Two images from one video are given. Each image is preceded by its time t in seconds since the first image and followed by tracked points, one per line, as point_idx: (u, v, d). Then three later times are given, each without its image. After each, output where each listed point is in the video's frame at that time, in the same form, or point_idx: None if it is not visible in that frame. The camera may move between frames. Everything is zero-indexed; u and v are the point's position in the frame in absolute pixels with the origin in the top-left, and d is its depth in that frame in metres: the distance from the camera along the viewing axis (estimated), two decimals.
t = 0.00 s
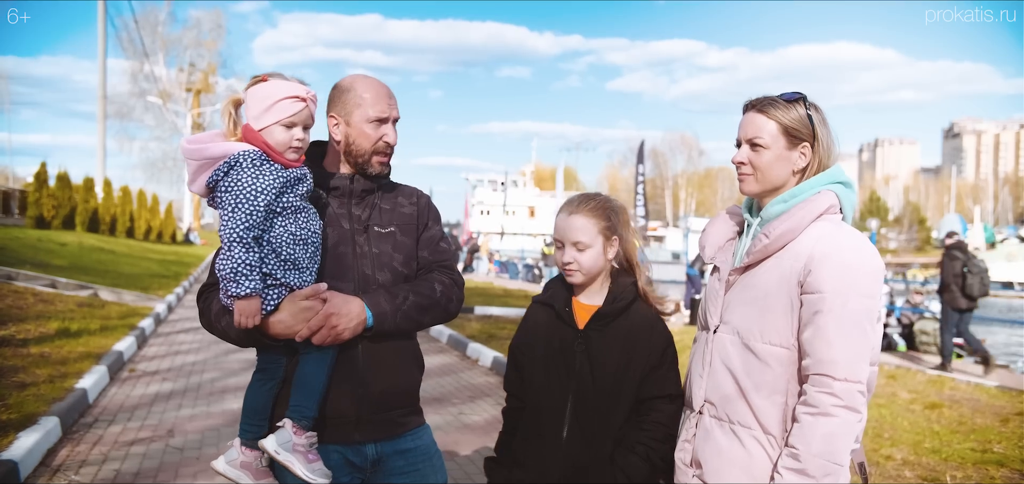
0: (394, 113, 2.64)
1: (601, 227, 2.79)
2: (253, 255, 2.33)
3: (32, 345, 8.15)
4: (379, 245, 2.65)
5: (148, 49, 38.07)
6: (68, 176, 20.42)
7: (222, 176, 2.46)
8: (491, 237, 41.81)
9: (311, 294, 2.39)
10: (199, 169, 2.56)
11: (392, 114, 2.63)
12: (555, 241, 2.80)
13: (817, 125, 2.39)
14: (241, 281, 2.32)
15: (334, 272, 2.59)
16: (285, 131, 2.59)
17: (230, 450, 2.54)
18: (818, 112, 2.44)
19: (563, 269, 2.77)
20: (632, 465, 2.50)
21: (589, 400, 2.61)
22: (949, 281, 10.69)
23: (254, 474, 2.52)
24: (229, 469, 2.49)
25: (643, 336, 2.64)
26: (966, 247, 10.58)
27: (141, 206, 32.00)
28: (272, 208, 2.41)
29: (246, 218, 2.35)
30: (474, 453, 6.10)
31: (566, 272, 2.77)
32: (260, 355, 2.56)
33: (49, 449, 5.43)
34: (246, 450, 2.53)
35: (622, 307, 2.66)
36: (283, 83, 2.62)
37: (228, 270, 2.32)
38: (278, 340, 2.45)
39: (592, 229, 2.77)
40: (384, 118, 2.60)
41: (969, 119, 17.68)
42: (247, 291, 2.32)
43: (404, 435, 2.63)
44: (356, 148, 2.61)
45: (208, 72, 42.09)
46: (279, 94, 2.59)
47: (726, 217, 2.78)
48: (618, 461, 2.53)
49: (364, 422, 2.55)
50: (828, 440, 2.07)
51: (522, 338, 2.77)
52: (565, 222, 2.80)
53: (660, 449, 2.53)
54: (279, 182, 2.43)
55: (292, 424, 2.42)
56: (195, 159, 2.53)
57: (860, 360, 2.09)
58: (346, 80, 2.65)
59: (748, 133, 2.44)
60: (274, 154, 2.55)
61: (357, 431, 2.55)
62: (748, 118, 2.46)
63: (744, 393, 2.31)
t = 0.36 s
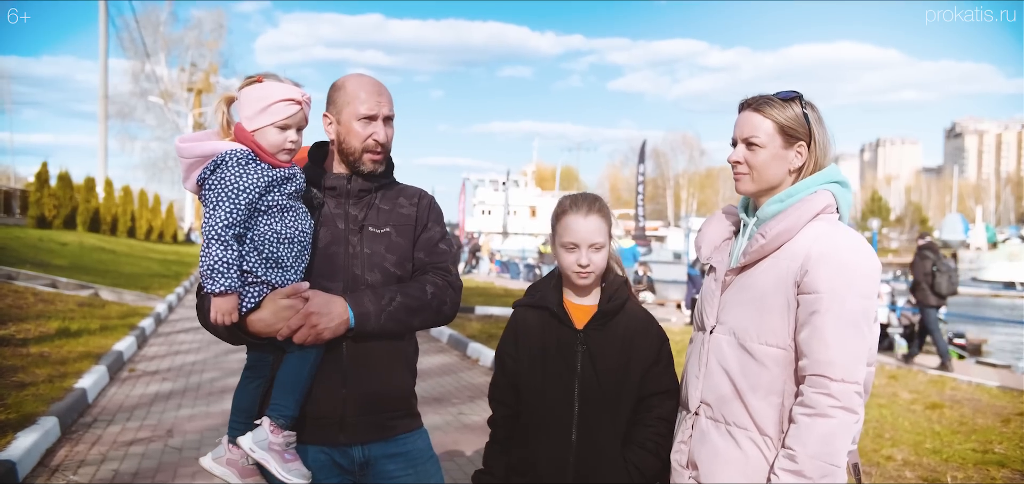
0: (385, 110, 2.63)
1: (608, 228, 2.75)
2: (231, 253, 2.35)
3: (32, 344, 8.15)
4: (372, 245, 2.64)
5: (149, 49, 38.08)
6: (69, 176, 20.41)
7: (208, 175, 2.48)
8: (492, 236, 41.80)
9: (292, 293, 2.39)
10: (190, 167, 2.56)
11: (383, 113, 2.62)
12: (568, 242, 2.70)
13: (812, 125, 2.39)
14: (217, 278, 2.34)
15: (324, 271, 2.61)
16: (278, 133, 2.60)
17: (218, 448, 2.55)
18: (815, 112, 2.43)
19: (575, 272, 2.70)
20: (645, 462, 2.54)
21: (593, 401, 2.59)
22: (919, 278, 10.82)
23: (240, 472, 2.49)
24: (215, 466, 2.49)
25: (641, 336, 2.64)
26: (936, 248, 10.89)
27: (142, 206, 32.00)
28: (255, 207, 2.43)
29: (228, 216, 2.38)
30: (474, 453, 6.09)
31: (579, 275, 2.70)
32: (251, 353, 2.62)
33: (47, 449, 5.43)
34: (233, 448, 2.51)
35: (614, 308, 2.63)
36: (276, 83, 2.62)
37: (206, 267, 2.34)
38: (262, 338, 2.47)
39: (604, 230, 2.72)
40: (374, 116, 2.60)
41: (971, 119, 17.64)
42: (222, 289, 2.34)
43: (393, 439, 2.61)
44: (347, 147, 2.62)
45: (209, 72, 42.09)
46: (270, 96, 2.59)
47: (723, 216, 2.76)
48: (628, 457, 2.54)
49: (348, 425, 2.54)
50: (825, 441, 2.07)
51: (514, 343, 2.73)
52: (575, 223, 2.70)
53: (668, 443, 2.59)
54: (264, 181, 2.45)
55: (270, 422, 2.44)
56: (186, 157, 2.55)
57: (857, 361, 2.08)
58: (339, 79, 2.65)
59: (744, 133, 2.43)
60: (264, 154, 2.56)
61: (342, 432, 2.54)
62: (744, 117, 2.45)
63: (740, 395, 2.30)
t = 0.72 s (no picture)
0: (377, 112, 2.63)
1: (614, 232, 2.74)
2: (225, 249, 2.35)
3: (31, 345, 8.15)
4: (368, 245, 2.64)
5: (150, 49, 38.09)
6: (69, 177, 20.41)
7: (204, 173, 2.49)
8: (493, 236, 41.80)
9: (286, 290, 2.39)
10: (187, 165, 2.57)
11: (374, 114, 2.62)
12: (574, 246, 2.69)
13: (792, 123, 2.37)
14: (210, 273, 2.32)
15: (320, 271, 2.61)
16: (275, 131, 2.61)
17: (212, 448, 2.55)
18: (796, 106, 2.41)
19: (579, 275, 2.69)
20: (639, 460, 2.58)
21: (591, 402, 2.59)
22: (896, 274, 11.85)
23: (234, 473, 2.48)
24: (209, 466, 2.49)
25: (636, 339, 2.65)
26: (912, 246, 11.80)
27: (143, 207, 32.00)
28: (250, 204, 2.44)
29: (222, 213, 2.38)
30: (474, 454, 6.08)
31: (582, 278, 2.69)
32: (246, 353, 2.64)
33: (46, 449, 5.43)
34: (228, 449, 2.51)
35: (610, 309, 2.63)
36: (275, 83, 2.64)
37: (199, 263, 2.33)
38: (256, 337, 2.46)
39: (610, 235, 2.71)
40: (365, 118, 2.60)
41: (973, 120, 17.62)
42: (215, 285, 2.33)
43: (388, 441, 2.60)
44: (339, 148, 2.63)
45: (210, 72, 42.09)
46: (267, 96, 2.60)
47: (720, 217, 2.76)
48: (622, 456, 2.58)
49: (342, 426, 2.54)
50: (818, 442, 2.07)
51: (508, 342, 2.70)
52: (582, 225, 2.68)
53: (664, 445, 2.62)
54: (259, 179, 2.46)
55: (262, 421, 2.46)
56: (183, 155, 2.56)
57: (851, 362, 2.08)
58: (336, 82, 2.66)
59: (725, 140, 2.45)
60: (260, 153, 2.57)
61: (336, 433, 2.54)
62: (724, 125, 2.47)
63: (734, 395, 2.30)
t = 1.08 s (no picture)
0: (371, 110, 2.64)
1: (610, 234, 2.71)
2: (228, 249, 2.35)
3: (32, 345, 8.16)
4: (367, 244, 2.63)
5: (151, 49, 38.13)
6: (71, 177, 20.44)
7: (203, 172, 2.49)
8: (494, 236, 41.79)
9: (289, 290, 2.39)
10: (184, 164, 2.56)
11: (370, 112, 2.62)
12: (563, 249, 2.69)
13: (773, 123, 2.37)
14: (214, 273, 2.33)
15: (320, 271, 2.60)
16: (275, 129, 2.61)
17: (214, 451, 2.55)
18: (774, 103, 2.40)
19: (571, 278, 2.69)
20: (624, 470, 2.50)
21: (582, 404, 2.58)
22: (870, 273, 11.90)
23: (236, 475, 2.50)
24: (212, 469, 2.49)
25: (637, 343, 2.62)
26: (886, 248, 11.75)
27: (145, 206, 32.03)
28: (251, 204, 2.44)
29: (223, 212, 2.38)
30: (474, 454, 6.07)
31: (574, 280, 2.68)
32: (246, 355, 2.64)
33: (46, 449, 5.43)
34: (230, 451, 2.52)
35: (617, 309, 2.63)
36: (272, 81, 2.64)
37: (202, 263, 2.33)
38: (259, 337, 2.46)
39: (602, 237, 2.68)
40: (361, 115, 2.61)
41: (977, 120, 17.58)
42: (219, 284, 2.33)
43: (390, 441, 2.60)
44: (336, 147, 2.63)
45: (211, 72, 42.15)
46: (264, 94, 2.61)
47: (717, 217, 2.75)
48: (612, 465, 2.52)
49: (346, 426, 2.53)
50: (816, 443, 2.06)
51: (512, 338, 2.73)
52: (572, 228, 2.67)
53: (653, 454, 2.55)
54: (259, 178, 2.46)
55: (267, 423, 2.46)
56: (180, 155, 2.55)
57: (848, 362, 2.07)
58: (331, 80, 2.67)
59: (710, 147, 2.47)
60: (259, 151, 2.56)
61: (340, 432, 2.53)
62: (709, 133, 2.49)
63: (731, 396, 2.30)
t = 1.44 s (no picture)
0: (362, 107, 2.63)
1: (593, 230, 2.73)
2: (227, 255, 2.35)
3: (33, 345, 8.17)
4: (366, 244, 2.63)
5: (153, 50, 38.18)
6: (73, 177, 20.47)
7: (199, 176, 2.48)
8: (496, 236, 41.80)
9: (290, 295, 2.38)
10: (178, 168, 2.56)
11: (359, 109, 2.62)
12: (546, 247, 2.76)
13: (764, 125, 2.36)
14: (214, 281, 2.33)
15: (319, 272, 2.60)
16: (269, 130, 2.62)
17: (214, 453, 2.54)
18: (766, 103, 2.39)
19: (554, 275, 2.74)
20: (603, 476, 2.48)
21: (569, 406, 2.58)
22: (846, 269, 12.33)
23: (236, 476, 2.49)
24: (212, 472, 2.49)
25: (634, 340, 2.59)
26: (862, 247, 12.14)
27: (146, 207, 32.08)
28: (249, 208, 2.44)
29: (221, 218, 2.37)
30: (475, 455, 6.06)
31: (558, 277, 2.73)
32: (247, 358, 2.64)
33: (47, 450, 5.44)
34: (230, 453, 2.52)
35: (621, 304, 2.64)
36: (263, 82, 2.64)
37: (202, 270, 2.33)
38: (260, 341, 2.46)
39: (581, 234, 2.71)
40: (350, 113, 2.60)
41: (979, 120, 17.55)
42: (220, 292, 2.33)
43: (391, 440, 2.60)
44: (327, 144, 2.63)
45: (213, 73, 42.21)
46: (257, 95, 2.61)
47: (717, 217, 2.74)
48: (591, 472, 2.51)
49: (348, 426, 2.53)
50: (808, 446, 2.05)
51: (521, 337, 2.76)
52: (554, 227, 2.75)
53: (634, 464, 2.47)
54: (256, 182, 2.46)
55: (270, 424, 2.44)
56: (174, 159, 2.54)
57: (841, 364, 2.06)
58: (323, 77, 2.68)
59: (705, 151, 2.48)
60: (254, 154, 2.56)
61: (342, 433, 2.53)
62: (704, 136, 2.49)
63: (726, 397, 2.29)
